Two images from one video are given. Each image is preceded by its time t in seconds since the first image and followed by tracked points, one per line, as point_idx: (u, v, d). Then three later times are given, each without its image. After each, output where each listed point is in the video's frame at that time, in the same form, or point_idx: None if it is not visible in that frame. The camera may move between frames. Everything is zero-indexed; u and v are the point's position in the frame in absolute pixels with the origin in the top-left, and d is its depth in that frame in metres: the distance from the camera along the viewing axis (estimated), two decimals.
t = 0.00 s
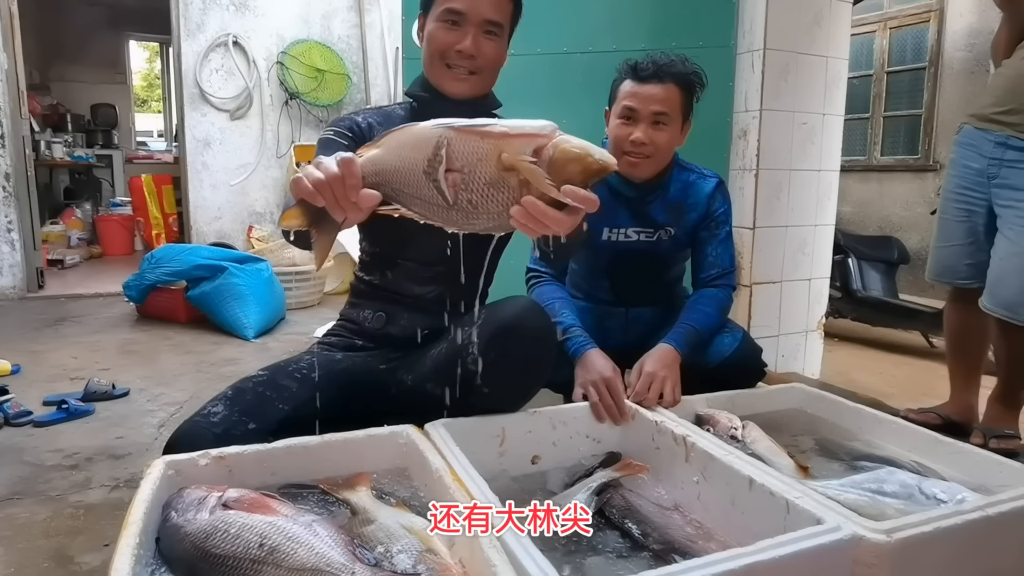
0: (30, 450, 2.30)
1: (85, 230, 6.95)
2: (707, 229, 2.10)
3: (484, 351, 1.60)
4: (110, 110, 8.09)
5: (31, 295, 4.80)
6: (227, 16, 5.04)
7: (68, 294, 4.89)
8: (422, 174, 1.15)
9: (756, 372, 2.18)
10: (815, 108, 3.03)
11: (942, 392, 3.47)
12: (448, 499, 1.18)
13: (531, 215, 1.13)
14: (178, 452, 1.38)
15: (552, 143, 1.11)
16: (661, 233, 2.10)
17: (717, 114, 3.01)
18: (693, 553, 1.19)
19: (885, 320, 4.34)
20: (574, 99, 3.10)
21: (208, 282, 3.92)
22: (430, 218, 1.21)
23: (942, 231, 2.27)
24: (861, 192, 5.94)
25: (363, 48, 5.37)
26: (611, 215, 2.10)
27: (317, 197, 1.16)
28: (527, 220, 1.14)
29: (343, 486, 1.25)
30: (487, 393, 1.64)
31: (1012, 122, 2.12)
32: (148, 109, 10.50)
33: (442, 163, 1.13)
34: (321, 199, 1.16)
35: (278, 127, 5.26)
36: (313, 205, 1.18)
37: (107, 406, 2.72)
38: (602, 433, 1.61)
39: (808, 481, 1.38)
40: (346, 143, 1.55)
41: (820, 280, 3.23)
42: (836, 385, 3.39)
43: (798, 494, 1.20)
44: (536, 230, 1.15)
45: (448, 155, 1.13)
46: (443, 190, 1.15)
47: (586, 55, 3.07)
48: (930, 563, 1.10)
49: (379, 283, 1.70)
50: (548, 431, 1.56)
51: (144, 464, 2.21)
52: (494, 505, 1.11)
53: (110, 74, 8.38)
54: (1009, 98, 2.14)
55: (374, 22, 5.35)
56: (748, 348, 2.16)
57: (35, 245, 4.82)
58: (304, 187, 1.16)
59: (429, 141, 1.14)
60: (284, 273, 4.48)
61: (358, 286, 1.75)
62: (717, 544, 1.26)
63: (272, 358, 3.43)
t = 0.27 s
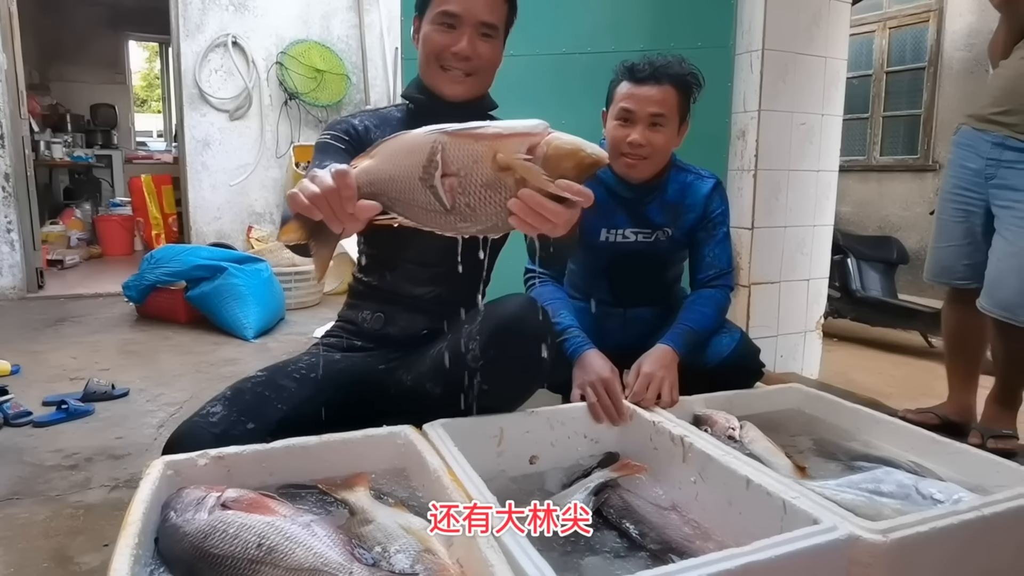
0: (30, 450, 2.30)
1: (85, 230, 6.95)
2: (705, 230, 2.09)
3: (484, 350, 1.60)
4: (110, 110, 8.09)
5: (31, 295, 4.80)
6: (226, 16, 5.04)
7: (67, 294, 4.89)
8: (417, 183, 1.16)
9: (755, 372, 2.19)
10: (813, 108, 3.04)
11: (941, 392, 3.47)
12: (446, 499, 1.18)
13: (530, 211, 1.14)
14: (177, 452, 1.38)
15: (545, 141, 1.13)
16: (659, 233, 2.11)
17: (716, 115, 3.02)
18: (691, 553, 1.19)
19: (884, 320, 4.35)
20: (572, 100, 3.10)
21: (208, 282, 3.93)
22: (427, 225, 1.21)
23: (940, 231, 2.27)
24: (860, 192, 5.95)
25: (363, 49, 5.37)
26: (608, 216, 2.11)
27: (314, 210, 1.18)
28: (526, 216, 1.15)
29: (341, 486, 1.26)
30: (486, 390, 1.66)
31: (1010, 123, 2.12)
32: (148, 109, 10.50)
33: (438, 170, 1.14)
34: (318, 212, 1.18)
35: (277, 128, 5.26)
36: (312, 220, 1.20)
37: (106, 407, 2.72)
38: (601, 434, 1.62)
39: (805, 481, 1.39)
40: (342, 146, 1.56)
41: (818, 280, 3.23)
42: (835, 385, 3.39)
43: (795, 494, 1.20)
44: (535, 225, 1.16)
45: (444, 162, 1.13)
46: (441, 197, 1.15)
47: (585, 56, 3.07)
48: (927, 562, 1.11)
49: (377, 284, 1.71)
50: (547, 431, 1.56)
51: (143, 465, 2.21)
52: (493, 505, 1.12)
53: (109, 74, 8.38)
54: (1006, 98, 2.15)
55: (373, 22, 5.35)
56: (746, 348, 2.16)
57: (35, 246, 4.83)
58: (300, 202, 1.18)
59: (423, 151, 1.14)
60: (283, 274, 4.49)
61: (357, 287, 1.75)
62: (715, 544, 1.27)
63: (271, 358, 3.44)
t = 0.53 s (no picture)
0: (31, 453, 2.31)
1: (86, 232, 6.96)
2: (705, 232, 2.10)
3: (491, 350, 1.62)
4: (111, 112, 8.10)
5: (32, 297, 4.81)
6: (226, 19, 5.05)
7: (68, 297, 4.90)
8: (405, 214, 1.14)
9: (755, 375, 2.19)
10: (813, 112, 3.04)
11: (942, 395, 3.48)
12: (447, 502, 1.19)
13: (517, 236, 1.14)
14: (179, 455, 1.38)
15: (530, 174, 1.11)
16: (659, 236, 2.12)
17: (716, 118, 3.02)
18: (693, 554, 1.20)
19: (884, 323, 4.35)
20: (572, 103, 3.11)
21: (208, 285, 3.93)
22: (417, 255, 1.21)
23: (939, 234, 2.28)
24: (860, 195, 5.95)
25: (363, 51, 5.38)
26: (608, 219, 2.12)
27: (310, 240, 1.16)
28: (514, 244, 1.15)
29: (342, 489, 1.26)
30: (494, 387, 1.67)
31: (1009, 126, 2.13)
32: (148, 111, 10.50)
33: (427, 198, 1.13)
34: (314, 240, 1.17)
35: (277, 130, 5.27)
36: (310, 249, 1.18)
37: (107, 409, 2.73)
38: (601, 436, 1.62)
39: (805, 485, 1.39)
40: (340, 158, 1.58)
41: (818, 283, 3.24)
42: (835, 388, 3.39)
43: (794, 497, 1.21)
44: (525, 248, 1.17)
45: (430, 194, 1.12)
46: (428, 226, 1.14)
47: (585, 59, 3.08)
48: (927, 564, 1.11)
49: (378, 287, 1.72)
50: (547, 434, 1.56)
51: (145, 467, 2.21)
52: (493, 508, 1.12)
53: (110, 76, 8.38)
54: (1005, 102, 2.15)
55: (374, 25, 5.36)
56: (746, 351, 2.17)
57: (36, 248, 4.83)
58: (298, 232, 1.17)
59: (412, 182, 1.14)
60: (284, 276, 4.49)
61: (357, 291, 1.76)
62: (715, 546, 1.27)
63: (272, 361, 3.44)
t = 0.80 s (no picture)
0: (32, 458, 2.31)
1: (86, 237, 6.96)
2: (706, 237, 2.11)
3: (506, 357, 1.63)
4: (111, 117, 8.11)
5: (32, 302, 4.81)
6: (228, 24, 5.07)
7: (68, 301, 4.90)
8: (393, 291, 1.09)
9: (756, 380, 2.20)
10: (813, 117, 3.05)
11: (943, 399, 3.47)
12: (448, 507, 1.19)
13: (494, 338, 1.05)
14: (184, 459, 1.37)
15: (522, 282, 1.02)
16: (659, 242, 2.12)
17: (716, 123, 3.04)
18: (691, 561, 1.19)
19: (884, 328, 4.35)
20: (572, 107, 3.13)
21: (209, 289, 3.93)
22: (407, 324, 1.14)
23: (940, 240, 2.28)
24: (861, 200, 5.96)
25: (364, 56, 5.39)
26: (608, 224, 2.12)
27: (312, 297, 1.14)
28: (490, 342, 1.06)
29: (342, 494, 1.26)
30: (502, 390, 1.67)
31: (1009, 132, 2.14)
32: (149, 115, 10.52)
33: (412, 281, 1.07)
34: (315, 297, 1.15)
35: (279, 135, 5.28)
36: (311, 307, 1.16)
37: (108, 414, 2.72)
38: (602, 442, 1.62)
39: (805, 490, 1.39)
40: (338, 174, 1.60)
41: (819, 287, 3.24)
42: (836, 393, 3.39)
43: (795, 502, 1.21)
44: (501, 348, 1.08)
45: (419, 277, 1.06)
46: (408, 306, 1.08)
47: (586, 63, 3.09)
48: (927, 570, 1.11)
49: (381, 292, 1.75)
50: (547, 438, 1.56)
51: (146, 472, 2.21)
52: (493, 513, 1.12)
53: (111, 80, 8.40)
54: (1004, 107, 2.16)
55: (375, 30, 5.37)
56: (746, 356, 2.17)
57: (36, 253, 4.83)
58: (300, 288, 1.14)
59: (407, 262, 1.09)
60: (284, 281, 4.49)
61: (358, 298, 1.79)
62: (715, 551, 1.27)
63: (272, 365, 3.44)
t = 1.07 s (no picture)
0: (44, 477, 2.32)
1: (95, 256, 7.01)
2: (755, 275, 2.04)
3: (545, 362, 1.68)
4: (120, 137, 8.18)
5: (43, 321, 4.84)
6: (236, 44, 5.12)
7: (79, 320, 4.93)
8: (352, 207, 1.03)
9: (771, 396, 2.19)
10: (817, 127, 3.06)
11: (955, 408, 3.45)
12: (461, 521, 1.19)
13: (438, 282, 1.12)
14: (202, 477, 1.39)
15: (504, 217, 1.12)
16: (695, 277, 2.06)
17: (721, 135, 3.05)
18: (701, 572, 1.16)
19: (894, 336, 4.33)
20: (581, 121, 3.18)
21: (218, 306, 3.95)
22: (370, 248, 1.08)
23: (948, 249, 2.28)
24: (866, 209, 5.96)
25: (370, 74, 5.44)
26: (645, 253, 2.07)
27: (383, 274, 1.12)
28: (430, 284, 1.13)
29: (355, 511, 1.26)
30: (523, 407, 1.68)
31: (1015, 139, 2.14)
32: (156, 135, 10.62)
33: (390, 206, 1.03)
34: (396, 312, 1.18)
35: (287, 153, 5.32)
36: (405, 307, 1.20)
37: (119, 433, 2.73)
38: (616, 455, 1.62)
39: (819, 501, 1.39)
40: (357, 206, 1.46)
41: (828, 296, 3.23)
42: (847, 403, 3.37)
43: (810, 513, 1.20)
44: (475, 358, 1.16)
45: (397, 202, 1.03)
46: (365, 233, 1.04)
47: (592, 78, 3.16)
48: None
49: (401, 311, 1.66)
50: (560, 453, 1.56)
51: (156, 491, 2.22)
52: (506, 527, 1.12)
53: (120, 101, 8.49)
54: (1009, 115, 2.16)
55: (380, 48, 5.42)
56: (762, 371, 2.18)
57: (47, 272, 4.87)
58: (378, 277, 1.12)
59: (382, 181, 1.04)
60: (293, 297, 4.51)
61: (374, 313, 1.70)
62: (731, 563, 1.26)
63: (282, 382, 3.44)
